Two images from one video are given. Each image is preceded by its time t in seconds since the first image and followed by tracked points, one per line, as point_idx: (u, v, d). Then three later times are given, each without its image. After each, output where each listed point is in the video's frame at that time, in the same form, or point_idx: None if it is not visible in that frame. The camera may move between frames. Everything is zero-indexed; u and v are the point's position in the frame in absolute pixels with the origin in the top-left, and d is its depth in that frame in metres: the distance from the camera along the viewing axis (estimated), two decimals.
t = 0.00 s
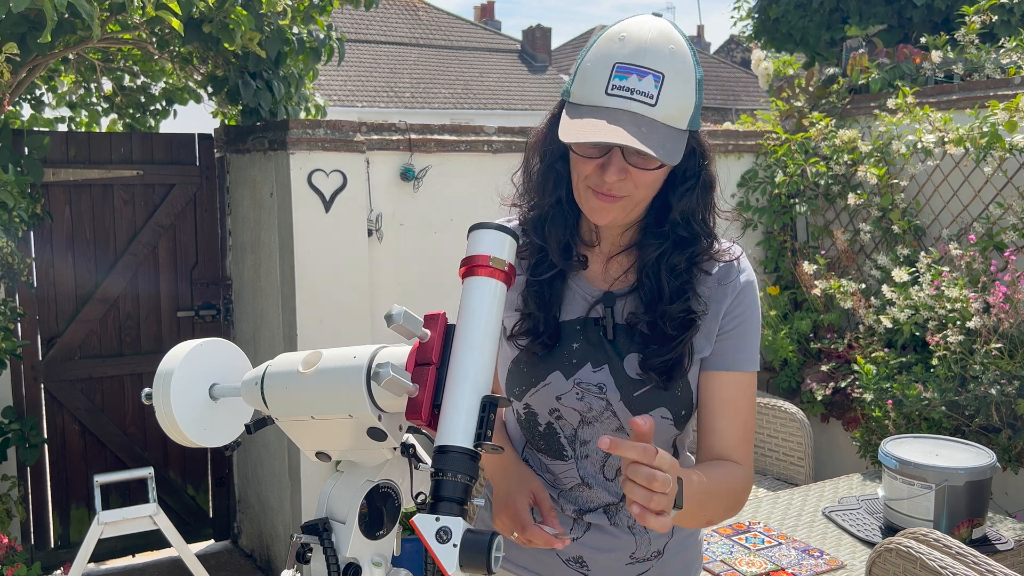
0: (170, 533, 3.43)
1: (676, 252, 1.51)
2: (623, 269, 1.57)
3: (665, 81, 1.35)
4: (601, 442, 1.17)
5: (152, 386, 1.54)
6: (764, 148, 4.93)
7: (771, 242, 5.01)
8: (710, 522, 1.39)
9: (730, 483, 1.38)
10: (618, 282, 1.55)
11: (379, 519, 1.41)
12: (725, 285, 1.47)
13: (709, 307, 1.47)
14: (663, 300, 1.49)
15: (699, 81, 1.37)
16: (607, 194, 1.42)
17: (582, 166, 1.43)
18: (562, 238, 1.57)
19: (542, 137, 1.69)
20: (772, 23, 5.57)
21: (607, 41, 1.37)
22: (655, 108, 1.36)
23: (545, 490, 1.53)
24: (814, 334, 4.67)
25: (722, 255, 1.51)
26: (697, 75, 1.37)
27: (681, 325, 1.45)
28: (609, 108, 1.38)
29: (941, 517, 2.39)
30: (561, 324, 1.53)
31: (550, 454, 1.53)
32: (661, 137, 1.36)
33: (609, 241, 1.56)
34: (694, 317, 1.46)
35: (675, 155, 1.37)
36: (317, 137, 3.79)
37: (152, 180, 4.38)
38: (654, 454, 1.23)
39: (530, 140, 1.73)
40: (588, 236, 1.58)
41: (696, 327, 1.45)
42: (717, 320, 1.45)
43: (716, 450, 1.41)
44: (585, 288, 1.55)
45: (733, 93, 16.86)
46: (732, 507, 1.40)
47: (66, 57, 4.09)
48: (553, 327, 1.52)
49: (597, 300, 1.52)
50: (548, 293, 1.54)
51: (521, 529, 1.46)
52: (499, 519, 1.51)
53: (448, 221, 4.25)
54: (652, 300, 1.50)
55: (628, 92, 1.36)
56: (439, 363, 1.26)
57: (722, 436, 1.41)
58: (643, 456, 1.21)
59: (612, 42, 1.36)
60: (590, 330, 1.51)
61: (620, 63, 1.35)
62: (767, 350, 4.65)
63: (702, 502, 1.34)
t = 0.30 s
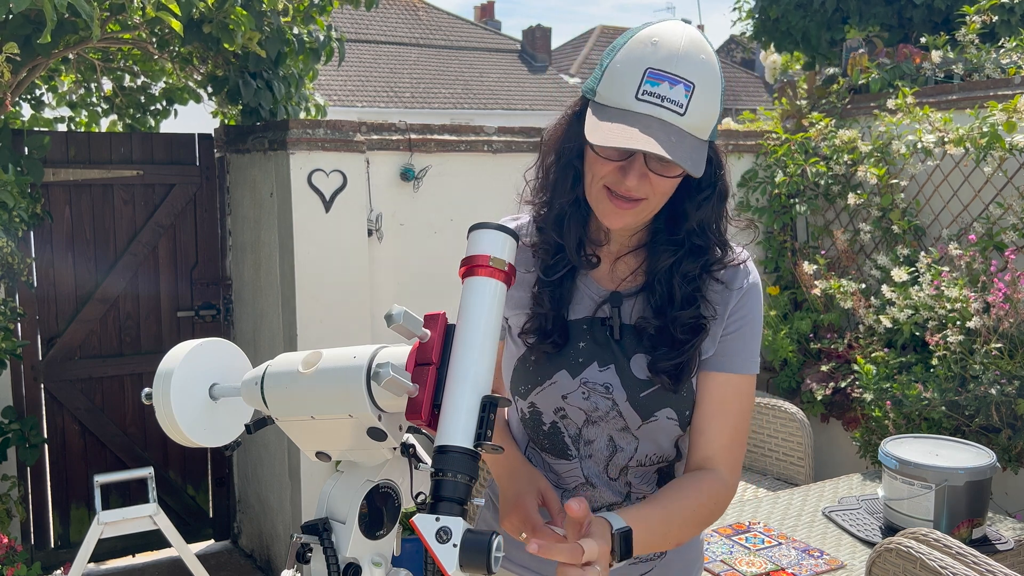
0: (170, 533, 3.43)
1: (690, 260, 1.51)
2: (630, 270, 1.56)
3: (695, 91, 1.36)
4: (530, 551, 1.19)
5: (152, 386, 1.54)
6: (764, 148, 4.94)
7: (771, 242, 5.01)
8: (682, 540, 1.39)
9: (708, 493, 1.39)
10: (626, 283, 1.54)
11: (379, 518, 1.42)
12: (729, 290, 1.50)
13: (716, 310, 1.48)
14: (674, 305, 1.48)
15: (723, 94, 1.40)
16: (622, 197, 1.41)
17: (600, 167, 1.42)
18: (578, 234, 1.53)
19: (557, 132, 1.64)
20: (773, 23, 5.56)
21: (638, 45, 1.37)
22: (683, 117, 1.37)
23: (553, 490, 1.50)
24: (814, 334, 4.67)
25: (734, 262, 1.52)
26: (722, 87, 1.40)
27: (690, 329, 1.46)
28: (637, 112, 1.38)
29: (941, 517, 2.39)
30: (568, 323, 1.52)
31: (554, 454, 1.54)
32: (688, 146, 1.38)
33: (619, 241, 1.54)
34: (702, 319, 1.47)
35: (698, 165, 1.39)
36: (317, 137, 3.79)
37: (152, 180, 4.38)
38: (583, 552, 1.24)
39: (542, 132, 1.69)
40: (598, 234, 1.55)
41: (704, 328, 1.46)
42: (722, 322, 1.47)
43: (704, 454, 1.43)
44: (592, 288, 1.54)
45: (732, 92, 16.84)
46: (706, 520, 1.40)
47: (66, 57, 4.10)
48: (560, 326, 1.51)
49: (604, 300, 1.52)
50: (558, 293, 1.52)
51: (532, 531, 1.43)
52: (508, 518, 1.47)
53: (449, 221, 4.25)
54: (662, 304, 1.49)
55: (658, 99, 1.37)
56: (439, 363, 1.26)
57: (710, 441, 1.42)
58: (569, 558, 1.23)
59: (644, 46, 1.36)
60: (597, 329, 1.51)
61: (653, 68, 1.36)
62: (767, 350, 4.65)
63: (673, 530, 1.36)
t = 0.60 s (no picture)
0: (170, 533, 3.43)
1: (680, 249, 1.51)
2: (621, 262, 1.56)
3: (693, 88, 1.37)
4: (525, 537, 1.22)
5: (152, 385, 1.54)
6: (765, 148, 4.94)
7: (772, 242, 5.01)
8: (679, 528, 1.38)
9: (704, 478, 1.38)
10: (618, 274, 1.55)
11: (379, 518, 1.42)
12: (720, 275, 1.50)
13: (708, 295, 1.49)
14: (664, 293, 1.49)
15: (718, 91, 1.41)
16: (618, 189, 1.42)
17: (597, 160, 1.42)
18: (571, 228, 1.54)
19: (551, 125, 1.65)
20: (773, 23, 5.56)
21: (638, 41, 1.37)
22: (682, 113, 1.37)
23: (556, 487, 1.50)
24: (814, 334, 4.67)
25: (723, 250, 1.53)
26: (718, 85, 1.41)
27: (681, 314, 1.46)
28: (637, 108, 1.37)
29: (941, 516, 2.39)
30: (562, 317, 1.53)
31: (556, 450, 1.54)
32: (686, 142, 1.38)
33: (610, 233, 1.55)
34: (695, 305, 1.47)
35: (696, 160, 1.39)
36: (317, 137, 3.79)
37: (152, 180, 4.38)
38: (578, 538, 1.24)
39: (536, 125, 1.70)
40: (590, 228, 1.56)
41: (697, 312, 1.45)
42: (715, 307, 1.47)
43: (700, 440, 1.41)
44: (585, 281, 1.55)
45: (733, 92, 16.83)
46: (703, 505, 1.39)
47: (66, 57, 4.10)
48: (555, 319, 1.52)
49: (598, 293, 1.52)
50: (551, 287, 1.52)
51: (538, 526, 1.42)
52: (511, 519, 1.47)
53: (448, 221, 4.25)
54: (653, 294, 1.50)
55: (658, 95, 1.37)
56: (440, 363, 1.26)
57: (706, 425, 1.41)
58: (566, 544, 1.23)
59: (644, 42, 1.36)
60: (592, 322, 1.52)
61: (653, 64, 1.36)
62: (767, 350, 4.65)
63: (669, 513, 1.35)
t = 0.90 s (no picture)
0: (170, 533, 3.43)
1: (672, 243, 1.52)
2: (615, 259, 1.57)
3: (688, 85, 1.37)
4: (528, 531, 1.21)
5: (152, 385, 1.54)
6: (765, 148, 4.93)
7: (772, 242, 5.00)
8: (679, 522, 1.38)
9: (701, 472, 1.38)
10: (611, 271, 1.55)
11: (379, 518, 1.42)
12: (712, 270, 1.50)
13: (701, 290, 1.49)
14: (656, 287, 1.50)
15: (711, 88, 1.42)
16: (613, 183, 1.43)
17: (592, 155, 1.42)
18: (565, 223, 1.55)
19: (546, 123, 1.66)
20: (773, 23, 5.56)
21: (634, 39, 1.37)
22: (677, 109, 1.37)
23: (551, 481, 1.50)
24: (814, 334, 4.67)
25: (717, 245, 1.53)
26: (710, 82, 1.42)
27: (673, 307, 1.46)
28: (633, 104, 1.37)
29: (941, 516, 2.39)
30: (557, 314, 1.54)
31: (553, 447, 1.53)
32: (681, 138, 1.39)
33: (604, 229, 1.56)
34: (687, 299, 1.47)
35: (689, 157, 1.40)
36: (317, 137, 3.79)
37: (152, 180, 4.38)
38: (582, 531, 1.25)
39: (531, 122, 1.71)
40: (583, 225, 1.57)
41: (690, 306, 1.46)
42: (708, 301, 1.47)
43: (696, 434, 1.41)
44: (579, 277, 1.56)
45: (734, 92, 16.81)
46: (702, 498, 1.39)
47: (66, 57, 4.10)
48: (549, 315, 1.52)
49: (592, 289, 1.53)
50: (545, 282, 1.54)
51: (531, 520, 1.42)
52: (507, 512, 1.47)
53: (448, 221, 4.25)
54: (645, 288, 1.51)
55: (654, 91, 1.37)
56: (440, 363, 1.26)
57: (700, 420, 1.41)
58: (569, 537, 1.24)
59: (640, 40, 1.36)
60: (586, 318, 1.52)
61: (649, 61, 1.36)
62: (767, 350, 4.65)
63: (667, 507, 1.35)
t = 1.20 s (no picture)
0: (170, 533, 3.43)
1: (668, 242, 1.52)
2: (610, 257, 1.57)
3: (689, 87, 1.37)
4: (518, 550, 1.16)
5: (152, 385, 1.54)
6: (764, 148, 4.93)
7: (772, 242, 5.00)
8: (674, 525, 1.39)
9: (695, 474, 1.38)
10: (607, 269, 1.56)
11: (379, 519, 1.42)
12: (708, 269, 1.50)
13: (695, 288, 1.49)
14: (651, 285, 1.50)
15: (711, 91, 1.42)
16: (611, 183, 1.43)
17: (593, 154, 1.43)
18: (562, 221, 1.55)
19: (544, 122, 1.66)
20: (772, 23, 5.56)
21: (637, 40, 1.37)
22: (678, 111, 1.38)
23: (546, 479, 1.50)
24: (814, 334, 4.67)
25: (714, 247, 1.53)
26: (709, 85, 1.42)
27: (668, 306, 1.46)
28: (636, 103, 1.37)
29: (941, 516, 2.39)
30: (552, 311, 1.54)
31: (548, 445, 1.53)
32: (681, 140, 1.39)
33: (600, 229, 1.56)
34: (682, 297, 1.47)
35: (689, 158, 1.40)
36: (317, 137, 3.79)
37: (152, 180, 4.38)
38: (572, 548, 1.22)
39: (531, 122, 1.71)
40: (580, 224, 1.57)
41: (684, 305, 1.46)
42: (702, 300, 1.47)
43: (691, 433, 1.41)
44: (574, 276, 1.56)
45: (734, 92, 16.80)
46: (696, 499, 1.39)
47: (66, 57, 4.10)
48: (545, 312, 1.52)
49: (587, 287, 1.53)
50: (541, 280, 1.55)
51: (527, 515, 1.41)
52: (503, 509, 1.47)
53: (448, 221, 4.25)
54: (640, 285, 1.51)
55: (657, 92, 1.36)
56: (440, 363, 1.26)
57: (695, 419, 1.41)
58: (559, 555, 1.20)
59: (644, 42, 1.36)
60: (582, 316, 1.52)
61: (652, 62, 1.36)
62: (767, 350, 4.66)
63: (660, 511, 1.34)
